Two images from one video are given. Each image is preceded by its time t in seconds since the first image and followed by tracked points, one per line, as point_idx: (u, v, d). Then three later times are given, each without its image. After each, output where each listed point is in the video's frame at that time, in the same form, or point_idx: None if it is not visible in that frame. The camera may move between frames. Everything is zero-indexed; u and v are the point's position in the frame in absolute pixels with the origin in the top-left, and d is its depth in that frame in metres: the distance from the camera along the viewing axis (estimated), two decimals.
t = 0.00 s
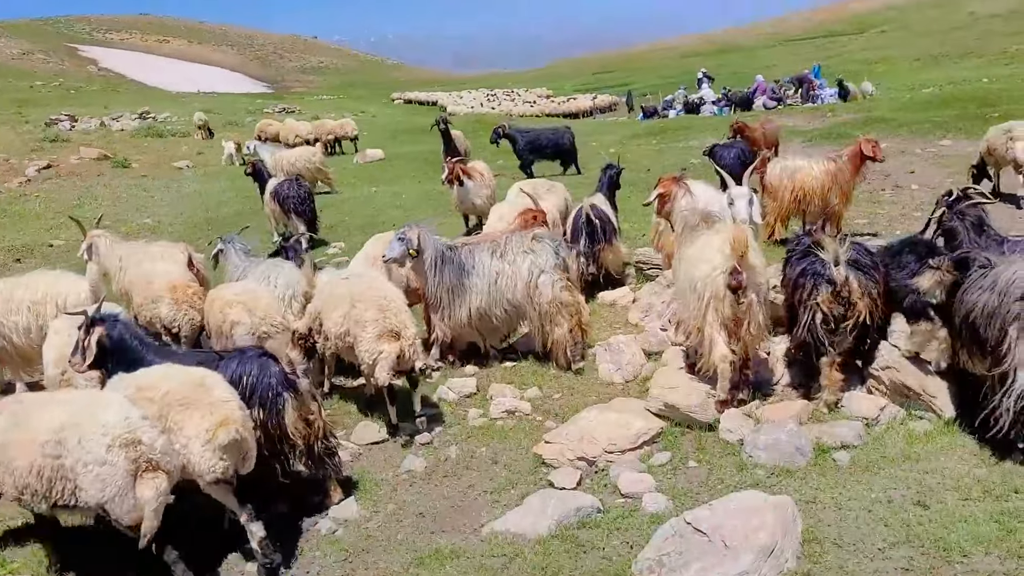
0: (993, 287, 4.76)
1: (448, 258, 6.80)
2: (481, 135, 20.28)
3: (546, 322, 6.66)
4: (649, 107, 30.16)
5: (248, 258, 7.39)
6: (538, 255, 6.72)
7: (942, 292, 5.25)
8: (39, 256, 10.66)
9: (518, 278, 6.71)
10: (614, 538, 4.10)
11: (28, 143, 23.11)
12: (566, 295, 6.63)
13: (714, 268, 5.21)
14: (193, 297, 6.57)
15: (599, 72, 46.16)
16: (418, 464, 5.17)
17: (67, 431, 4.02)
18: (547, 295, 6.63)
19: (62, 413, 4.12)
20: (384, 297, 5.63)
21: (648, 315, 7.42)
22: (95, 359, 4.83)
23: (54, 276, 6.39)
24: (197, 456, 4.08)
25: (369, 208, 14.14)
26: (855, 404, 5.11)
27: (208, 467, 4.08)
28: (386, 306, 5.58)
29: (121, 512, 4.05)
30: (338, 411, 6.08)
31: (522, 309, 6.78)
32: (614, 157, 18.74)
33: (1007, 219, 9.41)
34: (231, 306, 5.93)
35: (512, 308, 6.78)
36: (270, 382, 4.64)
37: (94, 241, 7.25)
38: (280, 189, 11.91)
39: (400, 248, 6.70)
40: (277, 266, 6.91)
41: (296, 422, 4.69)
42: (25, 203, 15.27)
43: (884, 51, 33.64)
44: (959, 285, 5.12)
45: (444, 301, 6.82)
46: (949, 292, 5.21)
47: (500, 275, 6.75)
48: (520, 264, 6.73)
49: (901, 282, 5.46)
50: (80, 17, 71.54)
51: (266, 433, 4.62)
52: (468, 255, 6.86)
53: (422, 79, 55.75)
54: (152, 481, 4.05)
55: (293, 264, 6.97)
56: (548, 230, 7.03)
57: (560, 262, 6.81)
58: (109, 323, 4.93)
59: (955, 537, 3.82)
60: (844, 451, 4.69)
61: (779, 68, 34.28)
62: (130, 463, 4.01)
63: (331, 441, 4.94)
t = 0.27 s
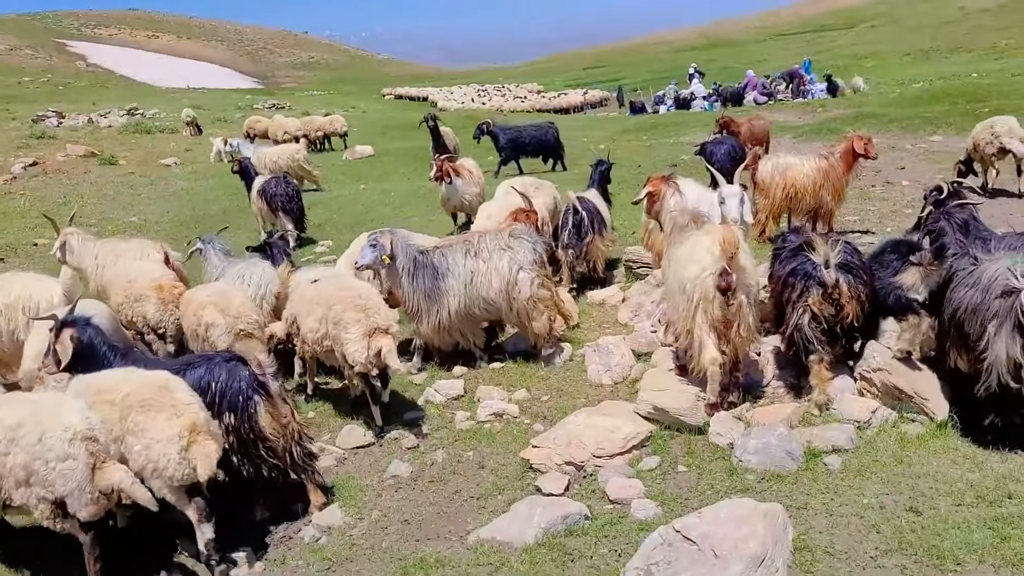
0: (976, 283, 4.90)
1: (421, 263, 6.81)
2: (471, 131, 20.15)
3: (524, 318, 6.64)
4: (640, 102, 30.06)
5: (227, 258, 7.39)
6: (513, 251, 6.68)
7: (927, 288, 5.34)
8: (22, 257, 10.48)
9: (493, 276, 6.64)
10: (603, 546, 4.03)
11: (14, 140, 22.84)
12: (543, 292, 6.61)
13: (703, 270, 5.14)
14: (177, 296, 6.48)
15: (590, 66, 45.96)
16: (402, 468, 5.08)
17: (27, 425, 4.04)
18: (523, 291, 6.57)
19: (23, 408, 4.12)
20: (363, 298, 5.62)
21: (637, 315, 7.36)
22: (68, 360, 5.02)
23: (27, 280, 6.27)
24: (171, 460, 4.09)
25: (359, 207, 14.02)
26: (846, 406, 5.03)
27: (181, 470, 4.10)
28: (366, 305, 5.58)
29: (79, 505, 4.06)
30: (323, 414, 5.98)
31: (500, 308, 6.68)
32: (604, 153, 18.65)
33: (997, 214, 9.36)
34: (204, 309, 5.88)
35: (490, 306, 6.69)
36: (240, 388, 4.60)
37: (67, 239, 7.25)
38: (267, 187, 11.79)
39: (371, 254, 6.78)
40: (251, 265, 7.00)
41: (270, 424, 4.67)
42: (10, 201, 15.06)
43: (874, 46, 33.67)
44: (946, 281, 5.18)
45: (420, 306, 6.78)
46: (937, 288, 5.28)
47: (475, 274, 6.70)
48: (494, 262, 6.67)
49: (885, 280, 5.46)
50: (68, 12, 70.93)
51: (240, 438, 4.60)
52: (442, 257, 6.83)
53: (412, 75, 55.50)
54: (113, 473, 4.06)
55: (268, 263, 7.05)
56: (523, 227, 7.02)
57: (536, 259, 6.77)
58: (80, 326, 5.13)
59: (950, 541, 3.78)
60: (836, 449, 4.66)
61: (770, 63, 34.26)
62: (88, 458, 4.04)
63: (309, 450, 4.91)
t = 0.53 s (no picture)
0: (966, 288, 4.89)
1: (395, 267, 6.81)
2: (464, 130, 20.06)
3: (501, 321, 6.75)
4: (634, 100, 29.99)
5: (207, 258, 7.33)
6: (495, 254, 6.75)
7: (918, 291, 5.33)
8: (9, 260, 10.37)
9: (471, 279, 6.69)
10: (594, 557, 3.95)
11: (5, 140, 22.68)
12: (521, 296, 6.72)
13: (697, 273, 5.07)
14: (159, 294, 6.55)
15: (584, 64, 45.87)
16: (391, 476, 4.99)
17: None
18: (502, 294, 6.65)
19: None
20: (348, 303, 5.53)
21: (630, 317, 7.29)
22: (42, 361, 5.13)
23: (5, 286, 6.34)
24: (137, 462, 4.04)
25: (351, 207, 13.93)
26: (841, 411, 4.96)
27: (146, 470, 4.05)
28: (351, 311, 5.49)
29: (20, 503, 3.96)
30: (312, 420, 5.90)
31: (478, 311, 6.70)
32: (598, 152, 18.57)
33: (992, 212, 9.31)
34: (188, 316, 5.79)
35: (467, 310, 6.69)
36: (206, 398, 4.51)
37: (45, 240, 7.42)
38: (258, 188, 11.69)
39: (341, 261, 6.89)
40: (231, 269, 6.94)
41: (238, 433, 4.60)
42: None
43: (868, 42, 33.63)
44: (939, 283, 5.16)
45: (395, 309, 6.78)
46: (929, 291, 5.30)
47: (453, 278, 6.73)
48: (475, 265, 6.72)
49: (874, 286, 5.46)
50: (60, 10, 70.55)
51: (205, 448, 4.49)
52: (418, 261, 6.84)
53: (407, 73, 55.34)
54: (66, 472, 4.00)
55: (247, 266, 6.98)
56: (503, 231, 7.07)
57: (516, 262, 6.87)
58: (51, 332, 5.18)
59: (947, 551, 3.72)
60: (832, 455, 4.60)
61: (764, 60, 34.21)
62: (35, 453, 3.94)
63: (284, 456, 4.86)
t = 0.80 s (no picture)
0: (965, 280, 4.81)
1: (375, 269, 6.75)
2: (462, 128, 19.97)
3: (483, 325, 6.72)
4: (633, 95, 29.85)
5: (194, 258, 7.60)
6: (482, 258, 6.69)
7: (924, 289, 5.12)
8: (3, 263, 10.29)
9: (455, 282, 6.65)
10: (592, 564, 3.88)
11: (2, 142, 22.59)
12: (507, 300, 6.71)
13: (696, 271, 4.98)
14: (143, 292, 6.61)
15: (582, 59, 45.71)
16: (387, 481, 4.91)
17: None
18: (488, 299, 6.64)
19: None
20: (343, 305, 5.49)
21: (629, 316, 7.23)
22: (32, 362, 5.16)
23: None
24: (104, 479, 4.10)
25: (348, 207, 13.85)
26: (843, 411, 4.88)
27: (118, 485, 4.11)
28: (346, 313, 5.46)
29: None
30: (307, 423, 5.82)
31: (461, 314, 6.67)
32: (597, 148, 18.47)
33: (994, 204, 9.21)
34: (180, 317, 5.75)
35: (450, 313, 6.67)
36: (179, 400, 4.44)
37: (33, 241, 7.68)
38: (253, 188, 11.61)
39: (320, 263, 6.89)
40: (215, 272, 7.24)
41: (211, 436, 4.48)
42: None
43: (868, 35, 33.47)
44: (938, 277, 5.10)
45: (376, 310, 6.76)
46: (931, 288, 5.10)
47: (436, 281, 6.68)
48: (461, 268, 6.67)
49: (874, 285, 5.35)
50: (58, 11, 70.42)
51: (178, 450, 4.41)
52: (399, 263, 6.76)
53: (405, 71, 55.23)
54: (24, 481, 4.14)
55: (230, 269, 7.27)
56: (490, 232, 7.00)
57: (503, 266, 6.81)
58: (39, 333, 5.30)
59: (950, 556, 3.65)
60: (833, 458, 4.52)
61: (763, 53, 34.05)
62: None
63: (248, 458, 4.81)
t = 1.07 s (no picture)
0: (970, 269, 4.77)
1: (366, 269, 6.68)
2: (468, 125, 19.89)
3: (475, 327, 6.67)
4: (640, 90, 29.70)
5: (188, 260, 7.55)
6: (477, 260, 6.67)
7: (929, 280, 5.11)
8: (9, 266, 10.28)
9: (449, 283, 6.61)
10: (597, 570, 3.81)
11: (11, 144, 22.66)
12: (499, 302, 6.70)
13: (702, 268, 4.87)
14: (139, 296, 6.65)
15: (588, 55, 45.56)
16: (390, 485, 4.84)
17: None
18: (481, 301, 6.63)
19: None
20: (337, 300, 5.49)
21: (635, 314, 7.15)
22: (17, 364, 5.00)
23: None
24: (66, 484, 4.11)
25: (354, 205, 13.79)
26: (853, 410, 4.79)
27: (67, 490, 4.10)
28: (340, 307, 5.46)
29: None
30: (310, 425, 5.75)
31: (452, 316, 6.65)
32: (604, 144, 18.36)
33: (1007, 196, 9.07)
34: (175, 318, 5.70)
35: (443, 314, 6.65)
36: (167, 406, 4.50)
37: (23, 242, 7.86)
38: (257, 188, 11.56)
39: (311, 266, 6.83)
40: (206, 270, 7.16)
41: (199, 442, 4.56)
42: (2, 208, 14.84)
43: (876, 26, 33.20)
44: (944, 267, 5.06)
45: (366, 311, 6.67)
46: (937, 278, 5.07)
47: (430, 281, 6.63)
48: (456, 270, 6.63)
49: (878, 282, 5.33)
50: (67, 14, 70.73)
51: (164, 455, 4.46)
52: (391, 264, 6.69)
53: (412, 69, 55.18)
54: None
55: (222, 266, 7.18)
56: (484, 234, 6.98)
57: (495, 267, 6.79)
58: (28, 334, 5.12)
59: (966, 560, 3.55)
60: (843, 459, 4.42)
61: (771, 46, 33.82)
62: None
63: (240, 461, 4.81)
